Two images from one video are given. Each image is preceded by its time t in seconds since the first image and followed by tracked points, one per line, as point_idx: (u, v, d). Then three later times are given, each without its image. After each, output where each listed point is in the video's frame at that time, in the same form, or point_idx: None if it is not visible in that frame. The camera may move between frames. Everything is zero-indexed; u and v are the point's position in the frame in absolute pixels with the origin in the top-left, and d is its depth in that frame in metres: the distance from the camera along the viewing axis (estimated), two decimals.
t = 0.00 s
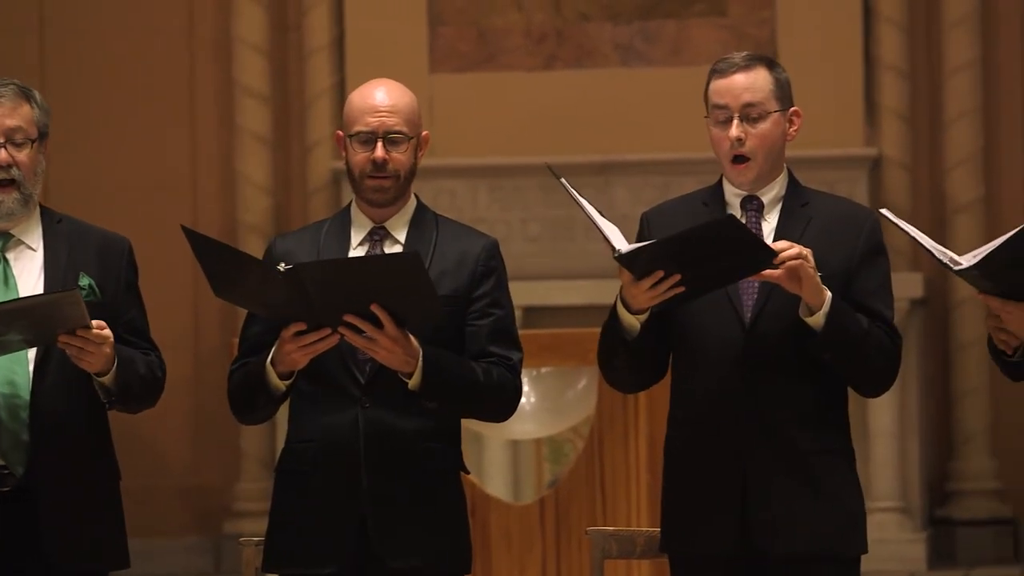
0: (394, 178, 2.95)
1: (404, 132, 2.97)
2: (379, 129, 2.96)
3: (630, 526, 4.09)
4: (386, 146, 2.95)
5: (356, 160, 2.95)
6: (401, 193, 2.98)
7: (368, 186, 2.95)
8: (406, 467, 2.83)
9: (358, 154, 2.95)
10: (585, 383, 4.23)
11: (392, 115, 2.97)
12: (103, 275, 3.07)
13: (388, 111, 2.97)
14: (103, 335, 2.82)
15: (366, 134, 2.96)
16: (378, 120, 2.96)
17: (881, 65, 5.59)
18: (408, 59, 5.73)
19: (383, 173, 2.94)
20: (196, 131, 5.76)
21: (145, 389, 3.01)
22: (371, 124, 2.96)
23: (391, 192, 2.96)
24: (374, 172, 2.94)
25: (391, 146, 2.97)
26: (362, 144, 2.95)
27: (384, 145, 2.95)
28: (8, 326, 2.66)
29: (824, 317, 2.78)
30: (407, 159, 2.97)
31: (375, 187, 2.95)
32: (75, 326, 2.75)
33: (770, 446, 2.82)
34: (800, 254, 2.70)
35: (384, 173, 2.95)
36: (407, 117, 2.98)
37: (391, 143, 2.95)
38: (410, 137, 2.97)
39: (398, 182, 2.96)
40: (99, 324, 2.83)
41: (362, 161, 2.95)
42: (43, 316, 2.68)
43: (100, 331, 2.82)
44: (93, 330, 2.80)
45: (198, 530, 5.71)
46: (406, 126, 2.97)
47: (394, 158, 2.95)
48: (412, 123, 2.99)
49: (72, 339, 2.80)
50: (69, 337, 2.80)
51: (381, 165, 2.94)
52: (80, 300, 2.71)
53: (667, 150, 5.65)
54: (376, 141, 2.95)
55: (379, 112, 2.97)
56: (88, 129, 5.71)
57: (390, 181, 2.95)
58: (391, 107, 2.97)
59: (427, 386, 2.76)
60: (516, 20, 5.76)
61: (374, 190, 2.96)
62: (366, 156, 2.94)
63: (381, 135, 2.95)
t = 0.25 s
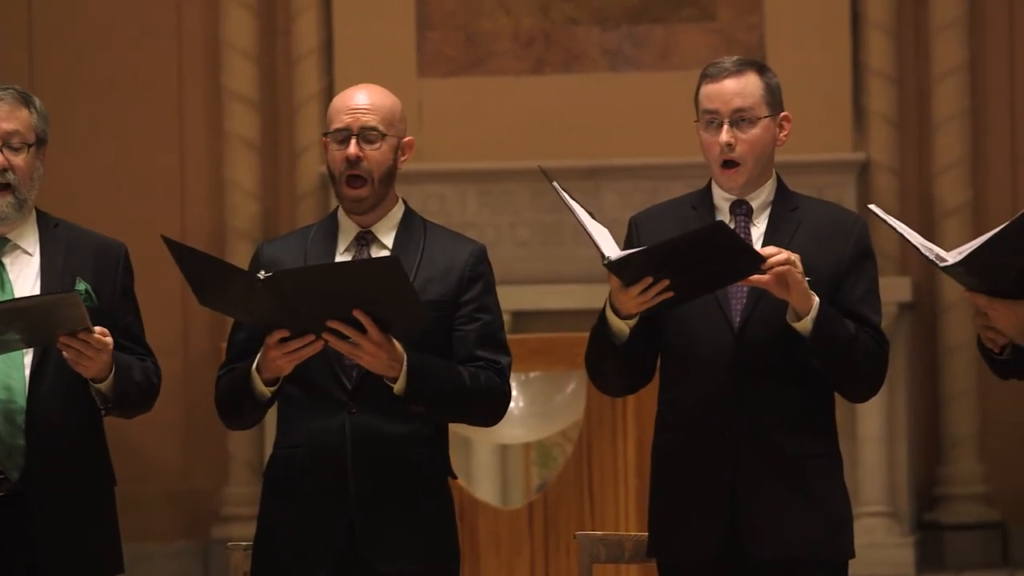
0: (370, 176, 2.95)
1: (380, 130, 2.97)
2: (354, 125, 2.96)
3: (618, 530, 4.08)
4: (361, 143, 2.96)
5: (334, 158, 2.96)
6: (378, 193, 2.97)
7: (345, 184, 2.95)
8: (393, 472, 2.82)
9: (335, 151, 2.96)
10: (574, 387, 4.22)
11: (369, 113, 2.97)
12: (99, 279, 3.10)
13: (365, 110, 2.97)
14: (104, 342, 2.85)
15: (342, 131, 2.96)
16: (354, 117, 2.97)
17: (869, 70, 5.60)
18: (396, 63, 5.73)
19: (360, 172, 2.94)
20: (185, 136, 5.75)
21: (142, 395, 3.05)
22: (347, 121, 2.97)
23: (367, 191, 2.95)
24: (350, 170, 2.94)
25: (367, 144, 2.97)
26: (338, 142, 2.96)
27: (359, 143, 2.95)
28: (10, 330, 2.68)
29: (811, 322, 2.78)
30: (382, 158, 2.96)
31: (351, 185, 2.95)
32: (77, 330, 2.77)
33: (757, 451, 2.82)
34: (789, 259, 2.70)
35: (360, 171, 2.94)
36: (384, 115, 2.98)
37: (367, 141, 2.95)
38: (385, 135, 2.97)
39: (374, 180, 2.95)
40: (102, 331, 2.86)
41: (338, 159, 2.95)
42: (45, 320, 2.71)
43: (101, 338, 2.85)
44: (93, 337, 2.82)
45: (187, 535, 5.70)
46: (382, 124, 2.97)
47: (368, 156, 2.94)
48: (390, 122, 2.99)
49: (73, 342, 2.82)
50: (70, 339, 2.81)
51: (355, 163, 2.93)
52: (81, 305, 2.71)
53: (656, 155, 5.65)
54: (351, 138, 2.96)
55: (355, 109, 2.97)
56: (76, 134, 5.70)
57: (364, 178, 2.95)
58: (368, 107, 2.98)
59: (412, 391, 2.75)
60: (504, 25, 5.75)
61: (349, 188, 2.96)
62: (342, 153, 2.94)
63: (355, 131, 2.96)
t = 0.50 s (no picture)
0: (347, 185, 2.94)
1: (355, 138, 2.96)
2: (328, 135, 2.95)
3: (605, 534, 4.09)
4: (336, 152, 2.95)
5: (311, 168, 2.95)
6: (357, 200, 2.97)
7: (324, 194, 2.95)
8: (378, 476, 2.82)
9: (311, 162, 2.95)
10: (559, 392, 4.23)
11: (343, 122, 2.96)
12: (95, 284, 3.10)
13: (340, 118, 2.96)
14: (99, 347, 2.86)
15: (317, 142, 2.95)
16: (327, 127, 2.96)
17: (855, 75, 5.62)
18: (383, 67, 5.73)
19: (337, 181, 2.94)
20: (172, 139, 5.75)
21: (136, 403, 3.04)
22: (321, 131, 2.96)
23: (346, 199, 2.95)
24: (327, 180, 2.94)
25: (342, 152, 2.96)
26: (313, 152, 2.95)
27: (334, 152, 2.95)
28: (6, 334, 2.68)
29: (794, 325, 2.78)
30: (360, 166, 2.95)
31: (330, 194, 2.94)
32: (72, 335, 2.78)
33: (742, 455, 2.82)
34: (771, 261, 2.71)
35: (337, 181, 2.94)
36: (358, 122, 2.97)
37: (342, 150, 2.94)
38: (361, 142, 2.96)
39: (352, 188, 2.95)
40: (99, 337, 2.87)
41: (316, 169, 2.95)
42: (42, 327, 2.70)
43: (97, 345, 2.86)
44: (88, 342, 2.83)
45: (173, 539, 5.68)
46: (356, 131, 2.96)
47: (345, 165, 2.94)
48: (365, 128, 2.98)
49: (67, 345, 2.83)
50: (64, 343, 2.83)
51: (332, 173, 2.93)
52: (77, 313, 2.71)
53: (642, 159, 5.66)
54: (326, 148, 2.95)
55: (329, 118, 2.96)
56: (63, 137, 5.70)
57: (344, 188, 2.94)
58: (342, 114, 2.97)
59: (395, 395, 2.75)
60: (490, 29, 5.76)
61: (330, 198, 2.95)
62: (318, 164, 2.94)
63: (330, 141, 2.95)
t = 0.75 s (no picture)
0: (333, 195, 2.94)
1: (340, 147, 2.95)
2: (313, 146, 2.94)
3: (594, 536, 4.07)
4: (321, 163, 2.94)
5: (298, 179, 2.95)
6: (343, 209, 2.97)
7: (311, 205, 2.95)
8: (366, 479, 2.82)
9: (297, 173, 2.95)
10: (548, 394, 4.24)
11: (326, 131, 2.94)
12: (89, 289, 3.11)
13: (323, 127, 2.94)
14: (90, 353, 2.85)
15: (301, 153, 2.94)
16: (312, 137, 2.94)
17: (843, 78, 5.63)
18: (371, 70, 5.72)
19: (323, 192, 2.94)
20: (160, 142, 5.74)
21: (129, 410, 3.04)
22: (305, 141, 2.95)
23: (333, 209, 2.95)
24: (313, 190, 2.94)
25: (327, 163, 2.95)
26: (299, 163, 2.94)
27: (320, 163, 2.94)
28: None
29: (779, 328, 2.79)
30: (345, 176, 2.95)
31: (317, 205, 2.94)
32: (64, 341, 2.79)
33: (728, 458, 2.83)
34: (754, 265, 2.70)
35: (322, 192, 2.94)
36: (342, 130, 2.96)
37: (326, 160, 2.93)
38: (345, 151, 2.95)
39: (338, 199, 2.95)
40: (91, 347, 2.89)
41: (302, 180, 2.95)
42: (34, 332, 2.70)
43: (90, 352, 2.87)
44: (79, 347, 2.83)
45: (162, 541, 5.68)
46: (340, 139, 2.95)
47: (330, 175, 2.93)
48: (348, 135, 2.97)
49: (59, 351, 2.82)
50: (56, 349, 2.82)
51: (318, 184, 2.93)
52: (69, 319, 2.70)
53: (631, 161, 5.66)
54: (311, 159, 2.94)
55: (312, 128, 2.95)
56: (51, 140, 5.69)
57: (331, 199, 2.94)
58: (325, 123, 2.95)
59: (383, 399, 2.75)
60: (479, 32, 5.76)
61: (318, 209, 2.95)
62: (304, 175, 2.94)
63: (314, 151, 2.94)
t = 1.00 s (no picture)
0: (327, 201, 2.93)
1: (334, 153, 2.94)
2: (308, 152, 2.93)
3: (582, 536, 4.07)
4: (315, 168, 2.93)
5: (291, 184, 2.93)
6: (335, 215, 2.97)
7: (304, 210, 2.93)
8: (354, 480, 2.81)
9: (291, 178, 2.93)
10: (536, 395, 4.25)
11: (321, 137, 2.93)
12: (83, 291, 3.10)
13: (318, 132, 2.93)
14: (80, 356, 2.84)
15: (296, 158, 2.92)
16: (306, 143, 2.93)
17: (831, 80, 5.64)
18: (360, 70, 5.72)
19: (317, 197, 2.92)
20: (148, 143, 5.73)
21: (121, 413, 3.03)
22: (299, 147, 2.93)
23: (325, 215, 2.95)
24: (307, 196, 2.92)
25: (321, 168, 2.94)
26: (292, 169, 2.92)
27: (314, 168, 2.92)
28: None
29: (765, 330, 2.79)
30: (340, 181, 2.94)
31: (311, 211, 2.93)
32: (53, 343, 2.78)
33: (715, 459, 2.83)
34: (740, 267, 2.71)
35: (317, 197, 2.92)
36: (336, 136, 2.95)
37: (321, 166, 2.92)
38: (340, 158, 2.94)
39: (332, 205, 2.94)
40: (82, 346, 2.87)
41: (295, 184, 2.93)
42: (24, 333, 2.69)
43: (80, 353, 2.85)
44: (69, 350, 2.82)
45: (150, 542, 5.67)
46: (335, 146, 2.94)
47: (325, 181, 2.92)
48: (342, 141, 2.96)
49: (48, 352, 2.82)
50: (46, 350, 2.81)
51: (313, 189, 2.91)
52: (58, 320, 2.70)
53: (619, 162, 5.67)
54: (305, 164, 2.92)
55: (307, 134, 2.93)
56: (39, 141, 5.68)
57: (324, 204, 2.93)
58: (320, 129, 2.94)
59: (372, 401, 2.75)
60: (467, 32, 5.75)
61: (311, 213, 2.95)
62: (298, 180, 2.92)
63: (309, 157, 2.92)
